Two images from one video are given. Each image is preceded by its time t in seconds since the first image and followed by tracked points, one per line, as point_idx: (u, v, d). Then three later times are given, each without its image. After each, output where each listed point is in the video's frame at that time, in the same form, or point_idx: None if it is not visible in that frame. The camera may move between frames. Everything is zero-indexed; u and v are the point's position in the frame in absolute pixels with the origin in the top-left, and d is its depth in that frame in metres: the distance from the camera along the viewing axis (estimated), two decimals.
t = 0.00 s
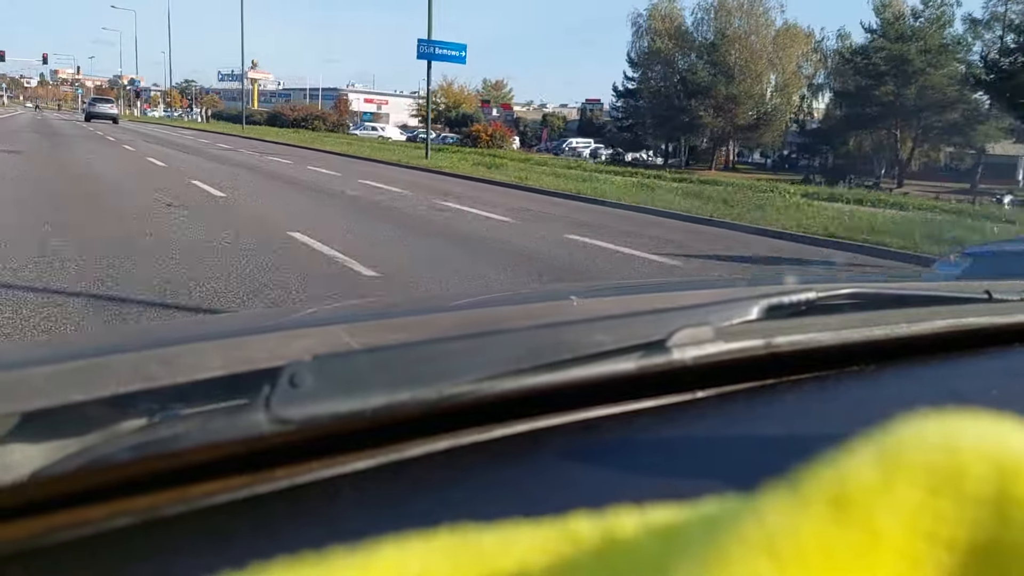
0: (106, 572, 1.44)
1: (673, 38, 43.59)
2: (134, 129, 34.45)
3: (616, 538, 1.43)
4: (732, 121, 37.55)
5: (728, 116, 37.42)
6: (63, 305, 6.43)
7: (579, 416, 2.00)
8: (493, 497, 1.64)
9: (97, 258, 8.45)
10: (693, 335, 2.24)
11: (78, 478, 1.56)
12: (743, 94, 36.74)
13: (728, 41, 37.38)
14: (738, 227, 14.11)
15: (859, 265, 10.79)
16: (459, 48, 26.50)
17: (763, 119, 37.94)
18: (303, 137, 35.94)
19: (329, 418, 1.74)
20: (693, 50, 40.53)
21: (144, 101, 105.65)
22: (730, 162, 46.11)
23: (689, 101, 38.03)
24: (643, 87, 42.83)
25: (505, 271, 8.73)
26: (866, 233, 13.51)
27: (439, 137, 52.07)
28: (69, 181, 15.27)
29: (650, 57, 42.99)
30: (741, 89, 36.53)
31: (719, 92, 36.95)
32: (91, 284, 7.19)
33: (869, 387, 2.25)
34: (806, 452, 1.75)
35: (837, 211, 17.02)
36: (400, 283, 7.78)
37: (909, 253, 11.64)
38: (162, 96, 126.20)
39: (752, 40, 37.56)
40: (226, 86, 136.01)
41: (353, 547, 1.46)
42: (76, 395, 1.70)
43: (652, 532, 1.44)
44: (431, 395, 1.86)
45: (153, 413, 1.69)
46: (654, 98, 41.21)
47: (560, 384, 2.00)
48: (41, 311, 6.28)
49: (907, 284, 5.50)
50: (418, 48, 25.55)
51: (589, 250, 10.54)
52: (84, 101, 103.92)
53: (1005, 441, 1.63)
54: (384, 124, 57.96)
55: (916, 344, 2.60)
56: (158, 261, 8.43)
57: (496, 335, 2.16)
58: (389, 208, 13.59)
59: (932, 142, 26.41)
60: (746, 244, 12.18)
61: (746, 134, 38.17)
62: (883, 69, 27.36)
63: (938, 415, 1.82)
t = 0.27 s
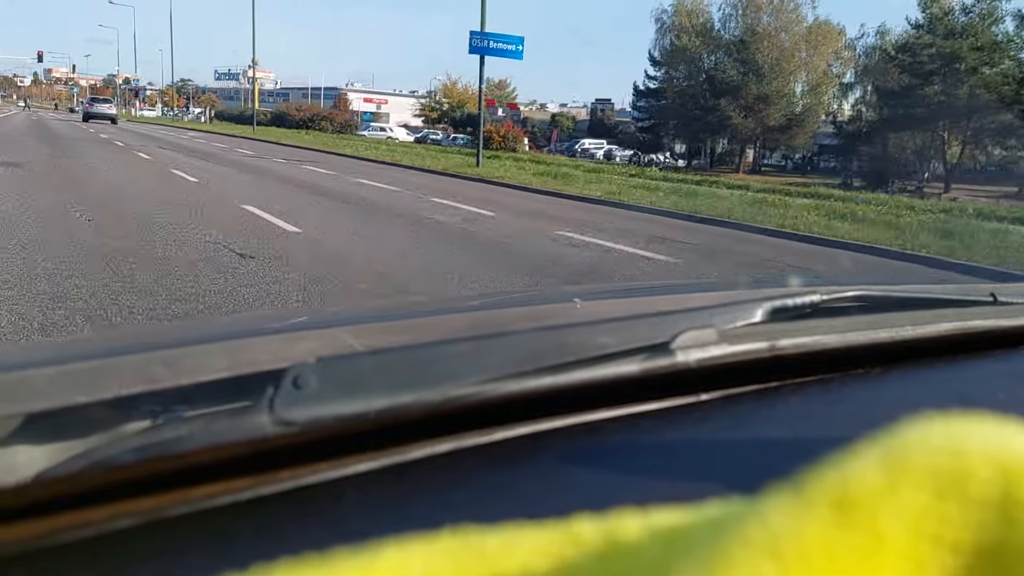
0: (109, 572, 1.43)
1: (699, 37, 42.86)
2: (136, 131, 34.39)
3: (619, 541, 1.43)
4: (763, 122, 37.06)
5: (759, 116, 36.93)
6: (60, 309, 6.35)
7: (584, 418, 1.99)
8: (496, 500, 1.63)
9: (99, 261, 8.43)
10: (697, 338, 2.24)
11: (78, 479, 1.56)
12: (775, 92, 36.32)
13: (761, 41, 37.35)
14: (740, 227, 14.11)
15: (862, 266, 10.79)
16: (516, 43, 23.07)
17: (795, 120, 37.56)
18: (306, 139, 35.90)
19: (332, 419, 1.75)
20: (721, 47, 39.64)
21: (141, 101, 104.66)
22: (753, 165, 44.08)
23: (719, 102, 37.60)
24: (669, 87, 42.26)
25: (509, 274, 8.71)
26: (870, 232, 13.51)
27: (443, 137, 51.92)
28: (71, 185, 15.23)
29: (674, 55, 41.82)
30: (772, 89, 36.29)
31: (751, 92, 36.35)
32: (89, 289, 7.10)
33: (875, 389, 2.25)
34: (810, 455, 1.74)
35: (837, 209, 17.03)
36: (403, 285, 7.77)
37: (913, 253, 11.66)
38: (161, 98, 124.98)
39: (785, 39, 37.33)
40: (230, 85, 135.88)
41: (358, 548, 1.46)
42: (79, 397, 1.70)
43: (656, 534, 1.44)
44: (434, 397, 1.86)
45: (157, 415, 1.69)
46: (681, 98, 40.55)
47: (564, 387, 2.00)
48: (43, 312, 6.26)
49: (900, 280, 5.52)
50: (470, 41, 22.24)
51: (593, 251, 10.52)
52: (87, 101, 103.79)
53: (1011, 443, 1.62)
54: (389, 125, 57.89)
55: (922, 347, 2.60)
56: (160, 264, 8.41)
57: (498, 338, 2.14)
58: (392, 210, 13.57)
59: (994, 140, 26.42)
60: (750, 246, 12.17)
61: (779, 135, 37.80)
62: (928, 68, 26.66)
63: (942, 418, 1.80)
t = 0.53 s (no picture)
0: (110, 571, 1.43)
1: (729, 36, 42.26)
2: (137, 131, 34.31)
3: (621, 541, 1.43)
4: (796, 123, 36.46)
5: (791, 117, 36.39)
6: (65, 308, 6.34)
7: (586, 417, 1.99)
8: (499, 499, 1.63)
9: (101, 260, 8.41)
10: (700, 337, 2.24)
11: (81, 476, 1.57)
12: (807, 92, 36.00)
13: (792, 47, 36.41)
14: (745, 228, 14.10)
15: (867, 267, 10.79)
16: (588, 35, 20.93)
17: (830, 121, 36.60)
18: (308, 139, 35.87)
19: (335, 418, 1.75)
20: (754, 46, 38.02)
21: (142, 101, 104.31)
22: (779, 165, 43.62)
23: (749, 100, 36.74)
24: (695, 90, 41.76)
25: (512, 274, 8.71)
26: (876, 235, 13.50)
27: (445, 137, 51.86)
28: (72, 185, 15.18)
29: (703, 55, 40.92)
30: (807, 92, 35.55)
31: (782, 92, 36.00)
32: (92, 287, 7.08)
33: (876, 389, 2.25)
34: (812, 456, 1.74)
35: (839, 212, 17.05)
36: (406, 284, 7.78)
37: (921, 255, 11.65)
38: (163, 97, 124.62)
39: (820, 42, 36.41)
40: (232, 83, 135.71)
41: (360, 546, 1.46)
42: (82, 394, 1.70)
43: (658, 535, 1.44)
44: (436, 396, 1.86)
45: (160, 413, 1.69)
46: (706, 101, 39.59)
47: (567, 385, 2.00)
48: (46, 312, 6.24)
49: (902, 281, 5.52)
50: (536, 33, 20.21)
51: (595, 251, 10.51)
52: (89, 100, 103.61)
53: (1015, 445, 1.62)
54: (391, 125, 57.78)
55: (925, 347, 2.60)
56: (162, 263, 8.39)
57: (500, 337, 2.13)
58: (395, 210, 13.56)
59: None
60: (753, 246, 12.17)
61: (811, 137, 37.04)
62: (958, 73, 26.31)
63: (944, 419, 1.80)
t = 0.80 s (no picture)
0: (110, 571, 1.42)
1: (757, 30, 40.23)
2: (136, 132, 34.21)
3: (622, 542, 1.43)
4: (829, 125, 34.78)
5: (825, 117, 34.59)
6: (62, 309, 6.30)
7: (586, 419, 1.99)
8: (499, 500, 1.62)
9: (101, 260, 8.39)
10: (701, 339, 2.23)
11: (81, 475, 1.57)
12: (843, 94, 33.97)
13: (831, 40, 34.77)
14: (748, 229, 14.09)
15: (871, 269, 10.79)
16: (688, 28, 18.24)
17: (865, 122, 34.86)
18: (308, 141, 35.79)
19: (335, 419, 1.75)
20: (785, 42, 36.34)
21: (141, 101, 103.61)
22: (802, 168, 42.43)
23: (781, 101, 34.92)
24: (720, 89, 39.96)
25: (514, 275, 8.70)
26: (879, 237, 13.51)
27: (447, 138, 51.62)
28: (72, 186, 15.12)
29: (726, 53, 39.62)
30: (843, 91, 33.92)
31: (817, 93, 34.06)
32: (90, 288, 7.05)
33: (877, 392, 2.25)
34: (813, 458, 1.74)
35: (842, 214, 17.06)
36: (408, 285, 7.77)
37: (926, 257, 11.66)
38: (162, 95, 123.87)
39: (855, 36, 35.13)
40: (231, 83, 135.21)
41: (361, 547, 1.46)
42: (83, 394, 1.69)
43: (659, 538, 1.44)
44: (437, 397, 1.86)
45: (160, 414, 1.69)
46: (732, 101, 38.34)
47: (568, 387, 2.00)
48: (47, 312, 6.22)
49: (902, 283, 5.53)
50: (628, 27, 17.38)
51: (596, 253, 10.49)
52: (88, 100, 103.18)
53: (1015, 448, 1.62)
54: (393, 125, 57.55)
55: (926, 350, 2.60)
56: (163, 263, 8.37)
57: (499, 339, 2.13)
58: (396, 211, 13.53)
59: None
60: (755, 248, 12.16)
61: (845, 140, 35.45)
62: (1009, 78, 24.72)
63: (945, 422, 1.80)
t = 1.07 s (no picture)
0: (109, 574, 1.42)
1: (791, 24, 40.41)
2: (137, 133, 34.16)
3: (623, 546, 1.43)
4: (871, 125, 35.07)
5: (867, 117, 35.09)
6: (68, 312, 6.31)
7: (587, 421, 2.00)
8: (500, 503, 1.62)
9: (105, 263, 8.39)
10: (702, 341, 2.24)
11: (82, 479, 1.57)
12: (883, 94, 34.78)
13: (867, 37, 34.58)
14: (750, 231, 14.13)
15: (872, 270, 10.82)
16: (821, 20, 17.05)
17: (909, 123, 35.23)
18: (310, 141, 35.76)
19: (336, 422, 1.75)
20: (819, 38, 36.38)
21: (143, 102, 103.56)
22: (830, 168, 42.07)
23: (820, 101, 36.21)
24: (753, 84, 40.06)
25: (518, 277, 8.71)
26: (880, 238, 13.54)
27: (450, 139, 51.61)
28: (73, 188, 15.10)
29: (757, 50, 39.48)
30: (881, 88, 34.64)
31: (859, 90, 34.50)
32: (98, 292, 7.07)
33: (878, 393, 2.25)
34: (814, 459, 1.74)
35: (843, 216, 17.09)
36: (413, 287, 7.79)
37: (927, 259, 11.69)
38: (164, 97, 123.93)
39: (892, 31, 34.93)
40: (232, 83, 135.05)
41: (362, 549, 1.46)
42: (84, 397, 1.69)
43: (659, 540, 1.43)
44: (437, 400, 1.86)
45: (161, 416, 1.68)
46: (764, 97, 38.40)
47: (569, 389, 2.00)
48: (51, 315, 6.22)
49: (903, 285, 5.56)
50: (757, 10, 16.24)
51: (598, 255, 10.51)
52: (89, 100, 102.90)
53: (1017, 450, 1.62)
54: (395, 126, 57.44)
55: (926, 351, 2.60)
56: (167, 265, 8.38)
57: (499, 341, 2.13)
58: (398, 213, 13.55)
59: None
60: (756, 250, 12.18)
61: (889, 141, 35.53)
62: None
63: (945, 423, 1.81)
